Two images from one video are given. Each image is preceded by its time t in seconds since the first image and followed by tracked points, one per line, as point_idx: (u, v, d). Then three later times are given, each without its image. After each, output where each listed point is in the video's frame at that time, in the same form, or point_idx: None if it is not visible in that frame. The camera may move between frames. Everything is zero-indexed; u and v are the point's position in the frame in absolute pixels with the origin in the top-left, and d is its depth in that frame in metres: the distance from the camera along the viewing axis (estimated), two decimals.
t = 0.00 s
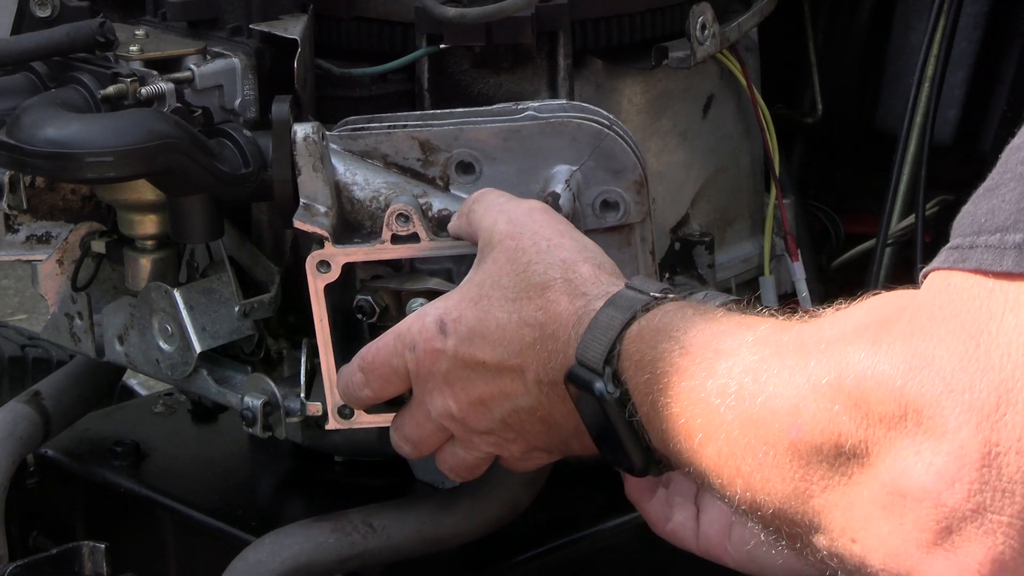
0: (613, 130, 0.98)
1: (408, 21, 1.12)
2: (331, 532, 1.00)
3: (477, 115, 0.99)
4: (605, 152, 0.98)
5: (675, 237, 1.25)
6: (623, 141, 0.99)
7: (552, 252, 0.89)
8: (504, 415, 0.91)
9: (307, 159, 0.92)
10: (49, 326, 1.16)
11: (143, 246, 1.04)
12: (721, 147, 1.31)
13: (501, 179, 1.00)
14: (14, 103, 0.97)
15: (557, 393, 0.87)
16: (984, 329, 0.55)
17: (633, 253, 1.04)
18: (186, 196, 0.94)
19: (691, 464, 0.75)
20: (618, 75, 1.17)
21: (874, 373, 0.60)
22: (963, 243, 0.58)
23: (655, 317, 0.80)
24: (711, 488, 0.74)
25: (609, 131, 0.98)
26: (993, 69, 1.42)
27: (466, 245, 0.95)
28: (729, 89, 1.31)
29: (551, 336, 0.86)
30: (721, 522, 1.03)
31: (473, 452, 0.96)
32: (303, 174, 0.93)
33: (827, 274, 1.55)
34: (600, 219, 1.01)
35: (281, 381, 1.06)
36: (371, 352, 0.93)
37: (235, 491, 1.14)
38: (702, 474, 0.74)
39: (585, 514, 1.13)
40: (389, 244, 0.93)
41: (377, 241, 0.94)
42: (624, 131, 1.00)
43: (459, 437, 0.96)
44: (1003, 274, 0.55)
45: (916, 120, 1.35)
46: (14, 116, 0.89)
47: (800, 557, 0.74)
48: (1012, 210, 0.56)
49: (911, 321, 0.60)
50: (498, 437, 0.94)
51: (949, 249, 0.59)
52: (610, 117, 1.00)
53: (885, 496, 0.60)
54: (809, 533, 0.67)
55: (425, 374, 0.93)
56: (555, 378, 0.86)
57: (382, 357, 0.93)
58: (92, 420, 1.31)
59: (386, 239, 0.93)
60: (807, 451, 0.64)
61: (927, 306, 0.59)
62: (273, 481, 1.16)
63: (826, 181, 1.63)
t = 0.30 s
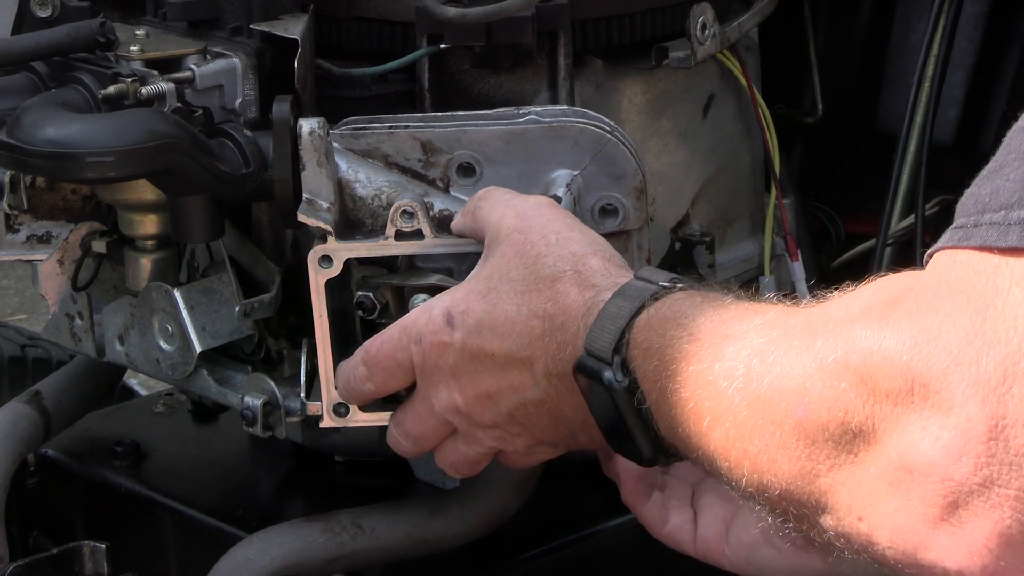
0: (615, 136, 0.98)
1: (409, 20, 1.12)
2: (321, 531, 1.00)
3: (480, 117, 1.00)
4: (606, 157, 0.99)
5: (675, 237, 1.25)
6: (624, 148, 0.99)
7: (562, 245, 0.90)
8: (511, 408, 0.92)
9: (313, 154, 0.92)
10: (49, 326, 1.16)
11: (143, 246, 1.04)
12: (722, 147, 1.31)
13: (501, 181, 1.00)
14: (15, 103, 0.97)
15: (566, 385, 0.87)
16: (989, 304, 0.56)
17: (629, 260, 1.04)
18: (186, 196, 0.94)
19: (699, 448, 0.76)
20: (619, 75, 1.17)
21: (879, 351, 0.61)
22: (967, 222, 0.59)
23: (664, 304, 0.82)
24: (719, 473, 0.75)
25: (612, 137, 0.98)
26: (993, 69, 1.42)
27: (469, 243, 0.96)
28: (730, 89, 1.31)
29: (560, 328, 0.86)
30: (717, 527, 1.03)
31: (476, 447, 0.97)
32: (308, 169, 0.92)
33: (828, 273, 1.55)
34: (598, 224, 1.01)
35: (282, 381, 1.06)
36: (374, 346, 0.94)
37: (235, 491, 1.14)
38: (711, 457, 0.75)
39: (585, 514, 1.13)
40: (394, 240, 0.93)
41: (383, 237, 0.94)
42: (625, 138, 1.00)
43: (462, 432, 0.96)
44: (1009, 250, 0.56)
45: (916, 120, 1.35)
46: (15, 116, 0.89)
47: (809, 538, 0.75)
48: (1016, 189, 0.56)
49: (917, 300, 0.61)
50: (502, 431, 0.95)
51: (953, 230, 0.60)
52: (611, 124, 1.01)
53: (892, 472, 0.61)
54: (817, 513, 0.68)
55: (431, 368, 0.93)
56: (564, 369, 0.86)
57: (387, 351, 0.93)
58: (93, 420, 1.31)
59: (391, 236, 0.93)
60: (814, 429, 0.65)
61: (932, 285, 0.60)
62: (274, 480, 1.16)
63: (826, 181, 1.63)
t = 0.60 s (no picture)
0: (601, 138, 0.99)
1: (409, 21, 1.12)
2: (321, 543, 0.99)
3: (466, 124, 1.00)
4: (593, 159, 0.99)
5: (675, 237, 1.25)
6: (611, 149, 1.00)
7: (563, 240, 0.90)
8: (516, 405, 0.92)
9: (305, 160, 0.92)
10: (49, 326, 1.16)
11: (143, 246, 1.04)
12: (722, 147, 1.31)
13: (491, 186, 1.01)
14: (14, 103, 0.96)
15: (571, 379, 0.88)
16: (989, 308, 0.57)
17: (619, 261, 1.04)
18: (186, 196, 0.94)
19: (702, 447, 0.77)
20: (619, 75, 1.17)
21: (879, 353, 0.61)
22: (967, 225, 0.59)
23: (667, 300, 0.82)
24: (721, 471, 0.76)
25: (599, 139, 0.99)
26: (993, 69, 1.42)
27: (463, 243, 0.96)
28: (729, 89, 1.31)
29: (564, 322, 0.87)
30: (717, 524, 1.03)
31: (480, 447, 0.97)
32: (300, 176, 0.92)
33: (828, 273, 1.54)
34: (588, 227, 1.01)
35: (281, 381, 1.06)
36: (376, 348, 0.93)
37: (235, 491, 1.14)
38: (713, 456, 0.76)
39: (585, 514, 1.13)
40: (390, 243, 0.94)
41: (379, 241, 0.94)
42: (609, 139, 1.01)
43: (467, 432, 0.96)
44: (1009, 253, 0.56)
45: (916, 120, 1.36)
46: (15, 116, 0.89)
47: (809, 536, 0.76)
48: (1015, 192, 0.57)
49: (916, 302, 0.61)
50: (508, 429, 0.95)
51: (954, 232, 0.60)
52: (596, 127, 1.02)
53: (892, 476, 0.62)
54: (818, 514, 0.69)
55: (434, 368, 0.93)
56: (569, 364, 0.87)
57: (388, 352, 0.93)
58: (93, 420, 1.31)
59: (387, 238, 0.94)
60: (814, 432, 0.66)
61: (932, 287, 0.61)
62: (274, 481, 1.16)
63: (826, 182, 1.63)
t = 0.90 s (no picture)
0: (599, 131, 1.00)
1: (409, 21, 1.12)
2: (326, 543, 0.98)
3: (463, 119, 1.00)
4: (592, 152, 1.00)
5: (675, 237, 1.25)
6: (610, 141, 1.01)
7: (582, 235, 0.91)
8: (533, 399, 0.93)
9: (308, 157, 0.92)
10: (48, 325, 1.16)
11: (143, 246, 1.04)
12: (722, 147, 1.31)
13: (490, 181, 1.01)
14: (15, 103, 0.96)
15: (589, 374, 0.88)
16: (985, 320, 0.59)
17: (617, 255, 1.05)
18: (185, 196, 0.94)
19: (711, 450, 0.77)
20: (619, 75, 1.17)
21: (880, 364, 0.63)
22: (964, 234, 0.61)
23: (683, 299, 0.82)
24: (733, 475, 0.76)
25: (596, 131, 1.00)
26: (993, 69, 1.42)
27: (471, 238, 0.97)
28: (730, 89, 1.31)
29: (584, 316, 0.87)
30: (714, 512, 1.04)
31: (494, 441, 0.98)
32: (303, 172, 0.92)
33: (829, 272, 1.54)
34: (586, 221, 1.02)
35: (282, 381, 1.06)
36: (392, 340, 0.93)
37: (235, 491, 1.14)
38: (722, 461, 0.76)
39: (586, 514, 1.13)
40: (396, 239, 0.94)
41: (385, 237, 0.94)
42: (606, 133, 1.02)
43: (482, 426, 0.97)
44: (1003, 264, 0.58)
45: (916, 120, 1.36)
46: (14, 116, 0.89)
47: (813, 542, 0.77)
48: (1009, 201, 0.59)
49: (917, 313, 0.63)
50: (523, 422, 0.96)
51: (950, 241, 0.62)
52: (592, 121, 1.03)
53: (893, 489, 0.64)
54: (821, 523, 0.71)
55: (451, 361, 0.93)
56: (587, 359, 0.87)
57: (405, 344, 0.93)
58: (93, 420, 1.31)
59: (394, 235, 0.94)
60: (817, 442, 0.67)
61: (932, 298, 0.62)
62: (274, 481, 1.16)
63: (826, 182, 1.63)
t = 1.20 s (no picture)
0: (598, 125, 1.00)
1: (409, 21, 1.12)
2: (325, 538, 0.99)
3: (462, 113, 1.00)
4: (591, 147, 1.00)
5: (675, 237, 1.26)
6: (609, 136, 1.01)
7: (578, 230, 0.91)
8: (529, 392, 0.93)
9: (307, 150, 0.92)
10: (48, 326, 1.16)
11: (142, 246, 1.04)
12: (722, 147, 1.31)
13: (489, 175, 1.01)
14: (14, 103, 0.96)
15: (584, 367, 0.89)
16: (972, 334, 0.59)
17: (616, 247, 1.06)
18: (185, 196, 0.94)
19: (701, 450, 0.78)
20: (619, 75, 1.17)
21: (866, 374, 0.63)
22: (958, 242, 0.61)
23: (677, 296, 0.82)
24: (720, 474, 0.77)
25: (595, 126, 0.99)
26: (993, 69, 1.42)
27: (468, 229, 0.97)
28: (730, 89, 1.31)
29: (579, 310, 0.87)
30: (713, 510, 1.04)
31: (491, 435, 0.98)
32: (301, 166, 0.92)
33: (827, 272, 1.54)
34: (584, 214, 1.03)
35: (281, 381, 1.06)
36: (389, 334, 0.93)
37: (235, 491, 1.14)
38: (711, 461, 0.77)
39: (585, 514, 1.13)
40: (394, 232, 0.94)
41: (382, 230, 0.94)
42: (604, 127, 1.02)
43: (479, 420, 0.97)
44: (993, 275, 0.58)
45: (916, 120, 1.35)
46: (14, 116, 0.89)
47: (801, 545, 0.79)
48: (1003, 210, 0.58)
49: (905, 324, 0.63)
50: (519, 416, 0.96)
51: (944, 249, 0.62)
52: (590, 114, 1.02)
53: (877, 499, 0.64)
54: (807, 528, 0.72)
55: (447, 354, 0.92)
56: (582, 352, 0.88)
57: (401, 338, 0.93)
58: (93, 420, 1.31)
59: (392, 227, 0.94)
60: (803, 449, 0.68)
61: (920, 308, 0.62)
62: (274, 481, 1.16)
63: (826, 182, 1.63)
